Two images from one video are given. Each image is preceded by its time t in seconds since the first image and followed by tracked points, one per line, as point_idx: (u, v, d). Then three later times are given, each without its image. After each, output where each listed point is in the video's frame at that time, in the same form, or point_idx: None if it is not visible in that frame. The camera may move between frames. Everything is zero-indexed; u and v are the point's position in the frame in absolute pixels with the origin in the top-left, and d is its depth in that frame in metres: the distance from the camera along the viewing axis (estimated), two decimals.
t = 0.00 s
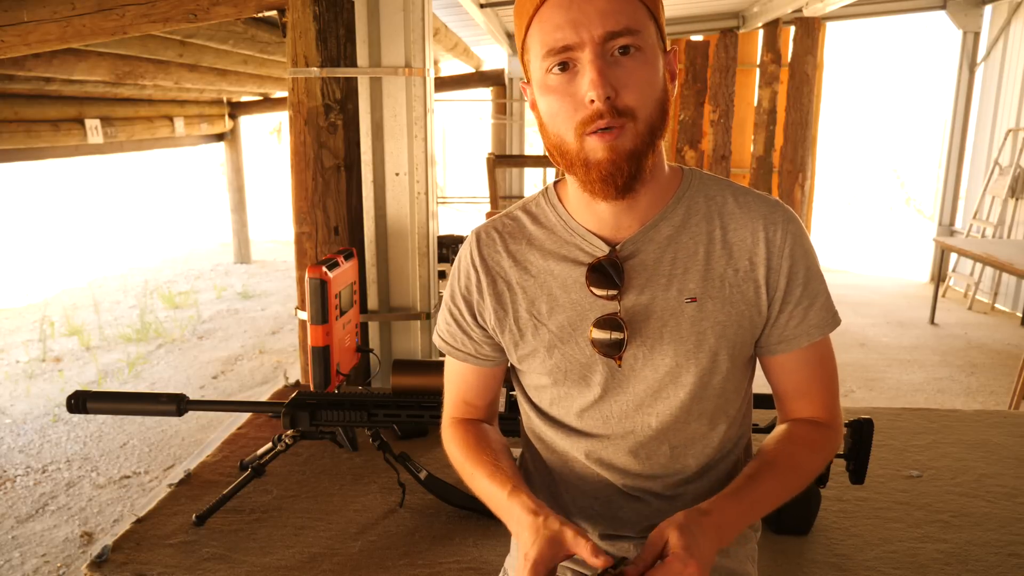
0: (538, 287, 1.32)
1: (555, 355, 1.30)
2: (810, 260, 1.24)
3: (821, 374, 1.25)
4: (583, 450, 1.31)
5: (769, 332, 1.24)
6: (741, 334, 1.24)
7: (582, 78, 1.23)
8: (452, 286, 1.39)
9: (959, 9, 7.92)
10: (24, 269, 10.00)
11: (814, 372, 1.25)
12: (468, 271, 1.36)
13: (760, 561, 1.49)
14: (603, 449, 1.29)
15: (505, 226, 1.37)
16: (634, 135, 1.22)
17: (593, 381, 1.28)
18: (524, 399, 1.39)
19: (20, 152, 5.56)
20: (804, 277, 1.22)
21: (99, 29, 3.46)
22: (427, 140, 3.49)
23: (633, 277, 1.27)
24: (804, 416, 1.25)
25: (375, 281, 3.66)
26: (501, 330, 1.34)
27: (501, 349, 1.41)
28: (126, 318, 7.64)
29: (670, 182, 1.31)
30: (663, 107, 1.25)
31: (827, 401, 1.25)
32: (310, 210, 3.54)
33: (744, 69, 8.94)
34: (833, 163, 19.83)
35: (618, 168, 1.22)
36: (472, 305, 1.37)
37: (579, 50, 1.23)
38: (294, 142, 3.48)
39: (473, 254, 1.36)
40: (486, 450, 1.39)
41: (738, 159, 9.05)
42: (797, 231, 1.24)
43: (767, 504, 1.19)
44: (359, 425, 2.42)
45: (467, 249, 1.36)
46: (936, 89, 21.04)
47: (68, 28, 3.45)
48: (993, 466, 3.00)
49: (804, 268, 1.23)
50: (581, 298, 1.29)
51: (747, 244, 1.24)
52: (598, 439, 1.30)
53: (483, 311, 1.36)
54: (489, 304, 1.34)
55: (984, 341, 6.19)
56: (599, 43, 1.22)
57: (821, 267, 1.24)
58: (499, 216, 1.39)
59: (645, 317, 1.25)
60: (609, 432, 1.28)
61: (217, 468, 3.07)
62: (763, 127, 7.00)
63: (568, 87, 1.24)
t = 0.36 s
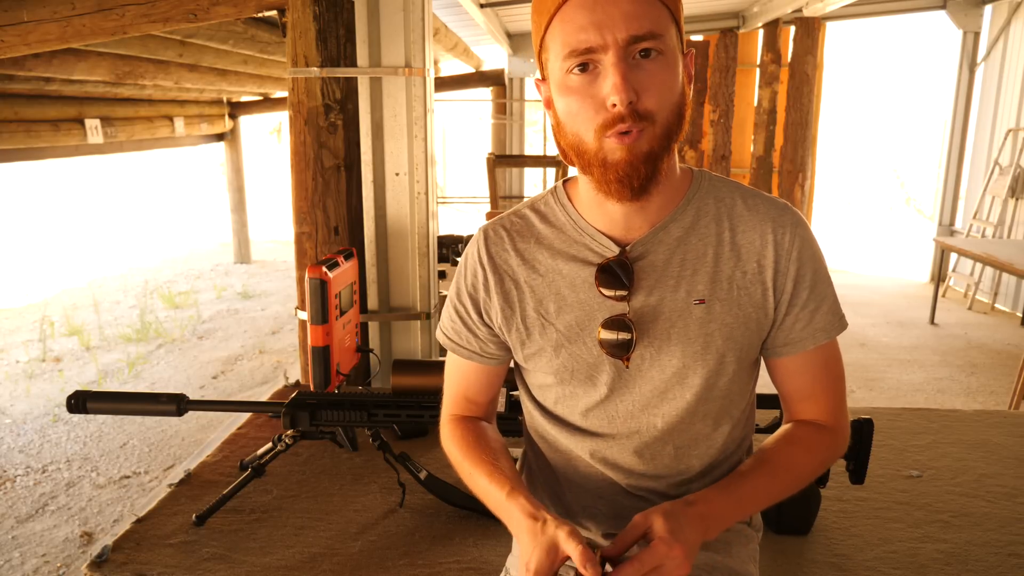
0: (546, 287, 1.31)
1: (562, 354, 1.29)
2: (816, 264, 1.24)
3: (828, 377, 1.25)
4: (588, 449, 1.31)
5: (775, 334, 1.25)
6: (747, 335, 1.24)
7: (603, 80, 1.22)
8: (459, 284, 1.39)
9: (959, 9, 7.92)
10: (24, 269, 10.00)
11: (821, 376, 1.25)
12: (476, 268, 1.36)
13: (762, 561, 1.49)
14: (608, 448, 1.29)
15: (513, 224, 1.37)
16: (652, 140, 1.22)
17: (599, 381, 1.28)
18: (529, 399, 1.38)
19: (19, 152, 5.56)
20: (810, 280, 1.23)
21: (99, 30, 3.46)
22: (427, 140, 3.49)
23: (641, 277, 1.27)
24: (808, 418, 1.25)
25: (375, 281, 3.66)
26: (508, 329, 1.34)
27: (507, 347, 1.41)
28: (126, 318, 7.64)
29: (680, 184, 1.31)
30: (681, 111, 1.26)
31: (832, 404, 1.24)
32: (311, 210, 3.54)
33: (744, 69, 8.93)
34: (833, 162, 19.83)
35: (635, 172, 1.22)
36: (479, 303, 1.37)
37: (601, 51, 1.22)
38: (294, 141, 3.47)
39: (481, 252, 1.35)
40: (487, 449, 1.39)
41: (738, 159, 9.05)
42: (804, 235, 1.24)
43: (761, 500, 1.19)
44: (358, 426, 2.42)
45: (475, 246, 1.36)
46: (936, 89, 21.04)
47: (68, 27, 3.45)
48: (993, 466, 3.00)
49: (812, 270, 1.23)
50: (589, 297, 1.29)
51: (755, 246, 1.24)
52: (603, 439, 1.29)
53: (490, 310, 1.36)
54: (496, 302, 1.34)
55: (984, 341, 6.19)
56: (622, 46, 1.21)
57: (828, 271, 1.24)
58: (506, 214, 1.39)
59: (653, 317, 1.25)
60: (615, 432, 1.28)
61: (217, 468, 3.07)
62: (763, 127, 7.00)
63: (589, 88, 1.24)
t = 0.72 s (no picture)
0: (552, 285, 1.32)
1: (567, 353, 1.29)
2: (822, 268, 1.24)
3: (833, 382, 1.25)
4: (590, 449, 1.31)
5: (780, 337, 1.25)
6: (753, 337, 1.24)
7: (605, 85, 1.22)
8: (465, 281, 1.39)
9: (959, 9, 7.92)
10: (24, 269, 10.00)
11: (826, 381, 1.25)
12: (482, 266, 1.36)
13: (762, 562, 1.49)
14: (612, 448, 1.29)
15: (520, 222, 1.37)
16: (655, 146, 1.22)
17: (604, 380, 1.28)
18: (533, 398, 1.38)
19: (19, 152, 5.56)
20: (817, 283, 1.23)
21: (99, 30, 3.46)
22: (427, 140, 3.49)
23: (647, 278, 1.27)
24: (812, 424, 1.25)
25: (375, 281, 3.66)
26: (513, 327, 1.34)
27: (512, 346, 1.41)
28: (126, 318, 7.64)
29: (688, 186, 1.30)
30: (687, 115, 1.25)
31: (836, 410, 1.24)
32: (310, 210, 3.54)
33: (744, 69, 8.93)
34: (833, 162, 19.84)
35: (637, 178, 1.22)
36: (485, 301, 1.37)
37: (604, 56, 1.23)
38: (294, 141, 3.47)
39: (488, 249, 1.36)
40: (491, 445, 1.39)
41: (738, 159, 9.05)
42: (811, 238, 1.24)
43: (764, 505, 1.19)
44: (358, 425, 2.42)
45: (482, 244, 1.37)
46: (936, 89, 21.11)
47: (68, 28, 3.45)
48: (993, 466, 3.00)
49: (818, 274, 1.23)
50: (595, 297, 1.29)
51: (763, 248, 1.24)
52: (607, 440, 1.29)
53: (496, 308, 1.36)
54: (502, 300, 1.34)
55: (984, 341, 6.19)
56: (625, 51, 1.21)
57: (835, 275, 1.24)
58: (513, 212, 1.39)
59: (659, 317, 1.25)
60: (619, 432, 1.28)
61: (217, 468, 3.07)
62: (763, 127, 7.00)
63: (592, 93, 1.24)
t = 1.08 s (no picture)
0: (553, 283, 1.31)
1: (568, 352, 1.29)
2: (825, 266, 1.24)
3: (834, 382, 1.25)
4: (592, 449, 1.30)
5: (783, 336, 1.24)
6: (756, 336, 1.24)
7: (604, 92, 1.22)
8: (464, 280, 1.39)
9: (959, 9, 7.92)
10: (24, 269, 10.00)
11: (827, 380, 1.25)
12: (481, 264, 1.36)
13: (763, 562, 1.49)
14: (612, 447, 1.29)
15: (520, 220, 1.36)
16: (656, 152, 1.22)
17: (604, 378, 1.27)
18: (532, 397, 1.38)
19: (20, 152, 5.57)
20: (820, 282, 1.23)
21: (99, 29, 3.46)
22: (427, 140, 3.49)
23: (649, 276, 1.27)
24: (814, 424, 1.25)
25: (375, 281, 3.66)
26: (514, 326, 1.34)
27: (511, 344, 1.40)
28: (126, 318, 7.65)
29: (690, 186, 1.31)
30: (687, 118, 1.25)
31: (837, 409, 1.25)
32: (311, 210, 3.54)
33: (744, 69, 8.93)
34: (834, 162, 19.84)
35: (639, 185, 1.22)
36: (485, 298, 1.37)
37: (602, 62, 1.22)
38: (294, 141, 3.48)
39: (487, 248, 1.35)
40: (491, 439, 1.39)
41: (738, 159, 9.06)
42: (814, 237, 1.24)
43: (772, 506, 1.19)
44: (358, 425, 2.42)
45: (482, 242, 1.36)
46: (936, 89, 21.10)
47: (68, 28, 3.45)
48: (993, 466, 3.00)
49: (821, 273, 1.23)
50: (596, 295, 1.29)
51: (766, 247, 1.24)
52: (609, 439, 1.29)
53: (496, 306, 1.36)
54: (502, 298, 1.34)
55: (984, 341, 6.19)
56: (622, 58, 1.21)
57: (838, 274, 1.24)
58: (514, 210, 1.39)
59: (661, 316, 1.25)
60: (620, 432, 1.28)
61: (217, 468, 3.07)
62: (763, 127, 7.00)
63: (589, 99, 1.24)
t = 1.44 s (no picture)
0: (548, 271, 1.31)
1: (563, 339, 1.29)
2: (824, 257, 1.25)
3: (837, 374, 1.25)
4: (590, 442, 1.30)
5: (783, 326, 1.25)
6: (755, 323, 1.23)
7: (579, 98, 1.23)
8: (460, 269, 1.39)
9: (959, 9, 7.91)
10: (24, 269, 10.00)
11: (829, 372, 1.25)
12: (478, 253, 1.37)
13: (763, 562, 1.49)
14: (610, 439, 1.28)
15: (518, 211, 1.37)
16: (632, 156, 1.22)
17: (600, 367, 1.27)
18: (529, 391, 1.38)
19: (20, 152, 5.57)
20: (819, 271, 1.23)
21: (99, 30, 3.46)
22: (427, 140, 3.49)
23: (645, 262, 1.27)
24: (817, 417, 1.25)
25: (375, 281, 3.66)
26: (509, 314, 1.34)
27: (507, 336, 1.40)
28: (126, 318, 7.64)
29: (679, 186, 1.30)
30: (665, 120, 1.24)
31: (840, 402, 1.25)
32: (311, 210, 3.54)
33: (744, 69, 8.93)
34: (834, 162, 19.83)
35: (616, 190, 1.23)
36: (481, 287, 1.37)
37: (576, 68, 1.23)
38: (294, 141, 3.48)
39: (484, 237, 1.36)
40: (485, 435, 1.39)
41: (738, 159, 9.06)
42: (811, 225, 1.25)
43: (779, 497, 1.18)
44: (359, 425, 2.42)
45: (478, 231, 1.37)
46: (937, 89, 21.10)
47: (68, 28, 3.45)
48: (993, 466, 3.00)
49: (820, 261, 1.24)
50: (592, 282, 1.29)
51: (763, 235, 1.25)
52: (607, 430, 1.29)
53: (491, 295, 1.36)
54: (498, 286, 1.34)
55: (984, 341, 6.19)
56: (594, 64, 1.21)
57: (836, 264, 1.25)
58: (511, 202, 1.40)
59: (658, 302, 1.25)
60: (618, 422, 1.27)
61: (217, 468, 3.07)
62: (763, 127, 7.00)
63: (566, 104, 1.25)
